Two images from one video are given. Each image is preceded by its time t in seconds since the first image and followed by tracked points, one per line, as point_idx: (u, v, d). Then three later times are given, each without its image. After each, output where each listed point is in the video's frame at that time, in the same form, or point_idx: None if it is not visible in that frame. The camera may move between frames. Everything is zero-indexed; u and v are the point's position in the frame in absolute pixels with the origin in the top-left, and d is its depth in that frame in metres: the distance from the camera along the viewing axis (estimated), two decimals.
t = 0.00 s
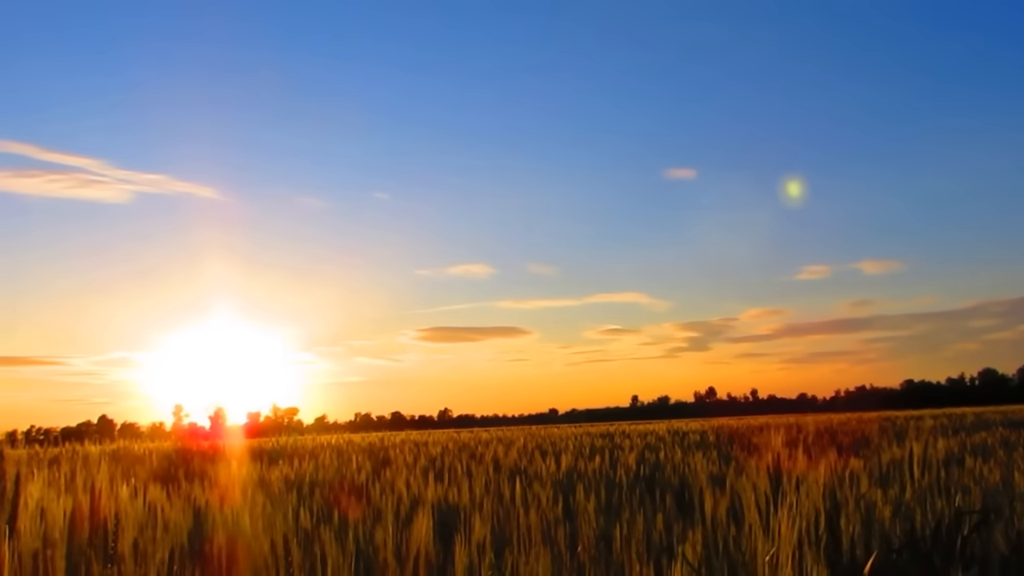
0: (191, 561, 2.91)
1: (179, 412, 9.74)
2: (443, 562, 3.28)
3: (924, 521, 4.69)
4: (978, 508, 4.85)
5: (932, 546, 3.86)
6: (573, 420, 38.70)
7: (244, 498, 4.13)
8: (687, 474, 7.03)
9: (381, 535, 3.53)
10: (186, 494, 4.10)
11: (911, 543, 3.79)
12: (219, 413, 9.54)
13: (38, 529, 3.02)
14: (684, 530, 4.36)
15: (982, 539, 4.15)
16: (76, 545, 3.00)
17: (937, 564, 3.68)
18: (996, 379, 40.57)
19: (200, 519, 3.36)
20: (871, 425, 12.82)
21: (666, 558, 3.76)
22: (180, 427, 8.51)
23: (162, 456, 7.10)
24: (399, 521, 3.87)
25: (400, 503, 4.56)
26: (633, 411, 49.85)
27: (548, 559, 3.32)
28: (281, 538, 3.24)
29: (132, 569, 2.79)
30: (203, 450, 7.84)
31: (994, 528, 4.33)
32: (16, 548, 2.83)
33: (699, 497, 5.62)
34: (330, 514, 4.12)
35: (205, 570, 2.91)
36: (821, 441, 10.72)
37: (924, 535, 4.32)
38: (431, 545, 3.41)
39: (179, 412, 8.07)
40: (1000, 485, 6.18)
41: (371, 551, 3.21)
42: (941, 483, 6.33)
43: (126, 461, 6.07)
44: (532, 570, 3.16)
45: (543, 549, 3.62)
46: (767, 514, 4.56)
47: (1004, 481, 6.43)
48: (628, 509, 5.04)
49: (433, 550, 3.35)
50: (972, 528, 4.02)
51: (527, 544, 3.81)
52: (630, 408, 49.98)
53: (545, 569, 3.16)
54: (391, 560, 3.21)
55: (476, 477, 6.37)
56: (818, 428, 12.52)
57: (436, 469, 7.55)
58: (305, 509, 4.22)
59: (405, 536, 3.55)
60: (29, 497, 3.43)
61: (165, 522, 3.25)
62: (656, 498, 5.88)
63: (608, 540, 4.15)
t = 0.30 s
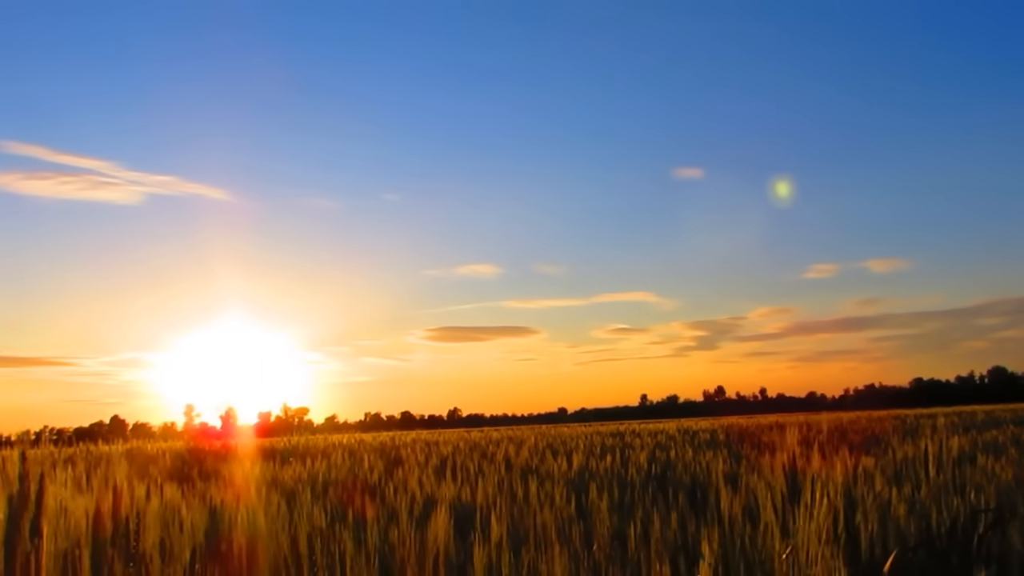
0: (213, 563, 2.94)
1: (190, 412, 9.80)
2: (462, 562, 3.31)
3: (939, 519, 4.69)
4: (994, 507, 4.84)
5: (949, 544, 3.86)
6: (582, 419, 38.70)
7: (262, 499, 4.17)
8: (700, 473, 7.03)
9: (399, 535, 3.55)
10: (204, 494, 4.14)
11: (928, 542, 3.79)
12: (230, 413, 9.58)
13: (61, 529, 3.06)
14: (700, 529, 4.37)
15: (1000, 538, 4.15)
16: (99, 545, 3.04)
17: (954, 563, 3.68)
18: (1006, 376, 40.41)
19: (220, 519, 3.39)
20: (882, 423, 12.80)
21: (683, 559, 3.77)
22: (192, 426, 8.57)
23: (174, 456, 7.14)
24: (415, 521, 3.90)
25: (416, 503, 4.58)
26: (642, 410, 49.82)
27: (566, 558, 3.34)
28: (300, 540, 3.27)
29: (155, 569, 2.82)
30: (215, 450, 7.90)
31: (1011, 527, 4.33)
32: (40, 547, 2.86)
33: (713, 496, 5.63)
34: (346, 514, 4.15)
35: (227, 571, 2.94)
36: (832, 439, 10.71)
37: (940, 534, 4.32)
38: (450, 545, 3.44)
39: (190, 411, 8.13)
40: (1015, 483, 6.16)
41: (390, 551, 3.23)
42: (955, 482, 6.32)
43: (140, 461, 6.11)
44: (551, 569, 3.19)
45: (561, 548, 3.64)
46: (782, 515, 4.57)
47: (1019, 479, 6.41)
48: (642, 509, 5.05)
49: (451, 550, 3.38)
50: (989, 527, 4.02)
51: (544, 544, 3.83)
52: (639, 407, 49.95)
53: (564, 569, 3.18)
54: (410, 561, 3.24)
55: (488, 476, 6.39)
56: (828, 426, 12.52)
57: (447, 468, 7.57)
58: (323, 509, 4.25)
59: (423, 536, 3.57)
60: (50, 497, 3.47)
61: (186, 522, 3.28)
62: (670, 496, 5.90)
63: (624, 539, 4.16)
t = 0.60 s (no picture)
0: (237, 563, 2.96)
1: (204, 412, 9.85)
2: (483, 560, 3.32)
3: (958, 518, 4.66)
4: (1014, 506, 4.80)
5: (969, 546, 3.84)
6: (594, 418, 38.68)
7: (279, 500, 4.20)
8: (715, 473, 7.02)
9: (418, 537, 3.57)
10: (223, 495, 4.18)
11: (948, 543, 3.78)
12: (244, 412, 9.63)
13: (85, 530, 3.08)
14: (717, 530, 4.36)
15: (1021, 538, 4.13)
16: (124, 545, 3.06)
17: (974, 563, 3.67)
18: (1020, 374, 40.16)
19: (242, 520, 3.41)
20: (895, 422, 12.75)
21: (701, 560, 3.77)
22: (206, 426, 8.62)
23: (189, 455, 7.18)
24: (433, 522, 3.91)
25: (433, 503, 4.59)
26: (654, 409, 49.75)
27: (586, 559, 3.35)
28: (321, 542, 3.29)
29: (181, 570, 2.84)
30: (230, 450, 7.95)
31: None
32: (67, 548, 2.88)
33: (728, 496, 5.63)
34: (364, 514, 4.17)
35: (250, 570, 2.95)
36: (847, 438, 10.68)
37: (960, 534, 4.30)
38: (470, 547, 3.45)
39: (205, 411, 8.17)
40: None
41: (411, 552, 3.25)
42: (973, 481, 6.28)
43: (156, 461, 6.15)
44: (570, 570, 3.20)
45: (578, 549, 3.65)
46: (799, 516, 4.56)
47: None
48: (658, 508, 5.05)
49: (470, 551, 3.40)
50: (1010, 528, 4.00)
51: (560, 545, 3.84)
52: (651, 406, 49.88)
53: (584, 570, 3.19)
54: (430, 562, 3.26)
55: (503, 475, 6.40)
56: (841, 424, 12.48)
57: (461, 468, 7.58)
58: (341, 510, 4.28)
59: (441, 538, 3.59)
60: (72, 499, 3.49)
61: (209, 522, 3.30)
62: (684, 496, 5.89)
63: (641, 540, 4.16)
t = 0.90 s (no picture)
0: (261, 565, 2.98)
1: (216, 412, 9.91)
2: (503, 560, 3.35)
3: (974, 519, 4.68)
4: None
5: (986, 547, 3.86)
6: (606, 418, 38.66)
7: (297, 500, 4.23)
8: (728, 474, 7.04)
9: (437, 537, 3.60)
10: (242, 495, 4.22)
11: (965, 544, 3.80)
12: (256, 412, 9.66)
13: (109, 531, 3.11)
14: (733, 531, 4.38)
15: None
16: (149, 546, 3.09)
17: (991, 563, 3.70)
18: None
19: (264, 520, 3.44)
20: (907, 423, 12.70)
21: (718, 561, 3.78)
22: (220, 426, 8.68)
23: (203, 455, 7.24)
24: (452, 522, 3.96)
25: (450, 503, 4.64)
26: (666, 409, 49.71)
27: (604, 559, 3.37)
28: (342, 543, 3.33)
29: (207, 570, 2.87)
30: (245, 450, 8.00)
31: None
32: (92, 548, 2.90)
33: (743, 497, 5.63)
34: (381, 513, 4.22)
35: (273, 570, 2.99)
36: (859, 438, 10.68)
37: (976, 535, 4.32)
38: (489, 548, 3.48)
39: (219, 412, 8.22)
40: None
41: (431, 553, 3.28)
42: (989, 482, 6.28)
43: (172, 460, 6.21)
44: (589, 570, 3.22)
45: (594, 549, 3.67)
46: (816, 517, 4.58)
47: None
48: (673, 509, 5.07)
49: (489, 552, 3.42)
50: None
51: (576, 546, 3.86)
52: (663, 407, 49.85)
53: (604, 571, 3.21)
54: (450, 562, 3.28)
55: (517, 476, 6.44)
56: (853, 424, 12.48)
57: (474, 467, 7.63)
58: (358, 510, 4.31)
59: (460, 538, 3.63)
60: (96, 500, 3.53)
61: (231, 522, 3.33)
62: (698, 497, 5.89)
63: (657, 541, 4.18)
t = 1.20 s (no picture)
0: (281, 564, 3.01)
1: (230, 412, 9.97)
2: (520, 559, 3.37)
3: (990, 521, 4.70)
4: None
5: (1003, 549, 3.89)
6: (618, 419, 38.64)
7: (316, 500, 4.27)
8: (740, 474, 7.06)
9: (454, 539, 3.62)
10: (261, 496, 4.26)
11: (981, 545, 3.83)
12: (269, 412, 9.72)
13: (130, 531, 3.14)
14: (750, 532, 4.39)
15: None
16: (171, 548, 3.12)
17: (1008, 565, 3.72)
18: None
19: (283, 521, 3.47)
20: (921, 424, 12.66)
21: (735, 562, 3.80)
22: (233, 426, 8.74)
23: (218, 455, 7.30)
24: (469, 523, 4.01)
25: (466, 503, 4.69)
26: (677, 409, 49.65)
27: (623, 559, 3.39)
28: (362, 544, 3.38)
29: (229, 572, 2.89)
30: (259, 450, 8.05)
31: None
32: (116, 547, 2.94)
33: (757, 497, 5.64)
34: (398, 513, 4.27)
35: (295, 568, 3.04)
36: (872, 438, 10.70)
37: (991, 537, 4.34)
38: (507, 548, 3.50)
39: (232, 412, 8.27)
40: None
41: (452, 554, 3.31)
42: (1004, 483, 6.29)
43: (187, 460, 6.28)
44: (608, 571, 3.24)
45: (610, 550, 3.70)
46: (831, 517, 4.60)
47: None
48: (687, 509, 5.10)
49: (507, 553, 3.44)
50: None
51: (592, 546, 3.89)
52: (674, 407, 49.79)
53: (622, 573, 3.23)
54: (468, 564, 3.31)
55: (530, 476, 6.48)
56: (866, 425, 12.49)
57: (488, 468, 7.68)
58: (376, 511, 4.35)
59: (477, 539, 3.68)
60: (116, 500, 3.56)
61: (251, 523, 3.36)
62: (712, 497, 5.90)
63: (673, 542, 4.19)
